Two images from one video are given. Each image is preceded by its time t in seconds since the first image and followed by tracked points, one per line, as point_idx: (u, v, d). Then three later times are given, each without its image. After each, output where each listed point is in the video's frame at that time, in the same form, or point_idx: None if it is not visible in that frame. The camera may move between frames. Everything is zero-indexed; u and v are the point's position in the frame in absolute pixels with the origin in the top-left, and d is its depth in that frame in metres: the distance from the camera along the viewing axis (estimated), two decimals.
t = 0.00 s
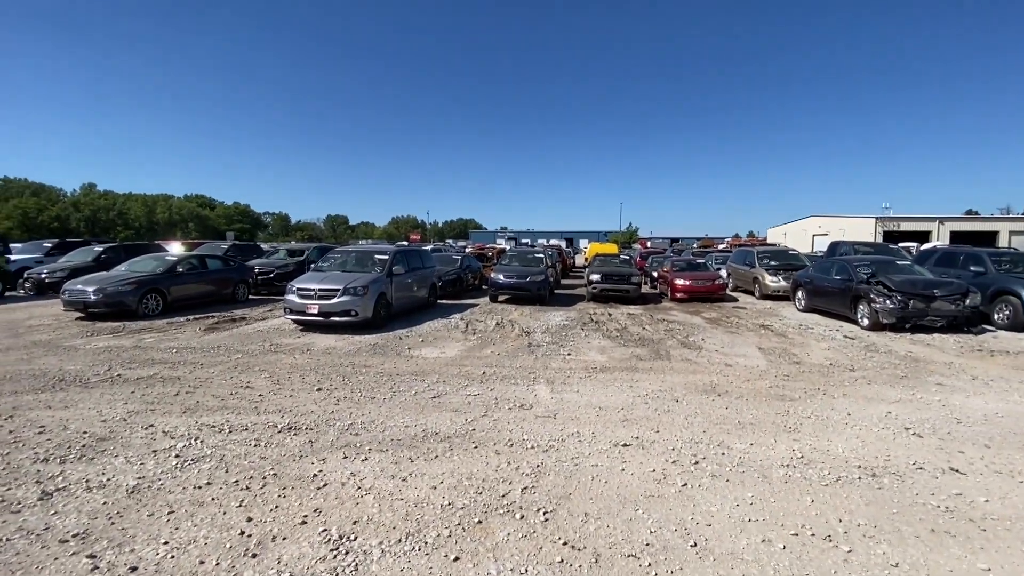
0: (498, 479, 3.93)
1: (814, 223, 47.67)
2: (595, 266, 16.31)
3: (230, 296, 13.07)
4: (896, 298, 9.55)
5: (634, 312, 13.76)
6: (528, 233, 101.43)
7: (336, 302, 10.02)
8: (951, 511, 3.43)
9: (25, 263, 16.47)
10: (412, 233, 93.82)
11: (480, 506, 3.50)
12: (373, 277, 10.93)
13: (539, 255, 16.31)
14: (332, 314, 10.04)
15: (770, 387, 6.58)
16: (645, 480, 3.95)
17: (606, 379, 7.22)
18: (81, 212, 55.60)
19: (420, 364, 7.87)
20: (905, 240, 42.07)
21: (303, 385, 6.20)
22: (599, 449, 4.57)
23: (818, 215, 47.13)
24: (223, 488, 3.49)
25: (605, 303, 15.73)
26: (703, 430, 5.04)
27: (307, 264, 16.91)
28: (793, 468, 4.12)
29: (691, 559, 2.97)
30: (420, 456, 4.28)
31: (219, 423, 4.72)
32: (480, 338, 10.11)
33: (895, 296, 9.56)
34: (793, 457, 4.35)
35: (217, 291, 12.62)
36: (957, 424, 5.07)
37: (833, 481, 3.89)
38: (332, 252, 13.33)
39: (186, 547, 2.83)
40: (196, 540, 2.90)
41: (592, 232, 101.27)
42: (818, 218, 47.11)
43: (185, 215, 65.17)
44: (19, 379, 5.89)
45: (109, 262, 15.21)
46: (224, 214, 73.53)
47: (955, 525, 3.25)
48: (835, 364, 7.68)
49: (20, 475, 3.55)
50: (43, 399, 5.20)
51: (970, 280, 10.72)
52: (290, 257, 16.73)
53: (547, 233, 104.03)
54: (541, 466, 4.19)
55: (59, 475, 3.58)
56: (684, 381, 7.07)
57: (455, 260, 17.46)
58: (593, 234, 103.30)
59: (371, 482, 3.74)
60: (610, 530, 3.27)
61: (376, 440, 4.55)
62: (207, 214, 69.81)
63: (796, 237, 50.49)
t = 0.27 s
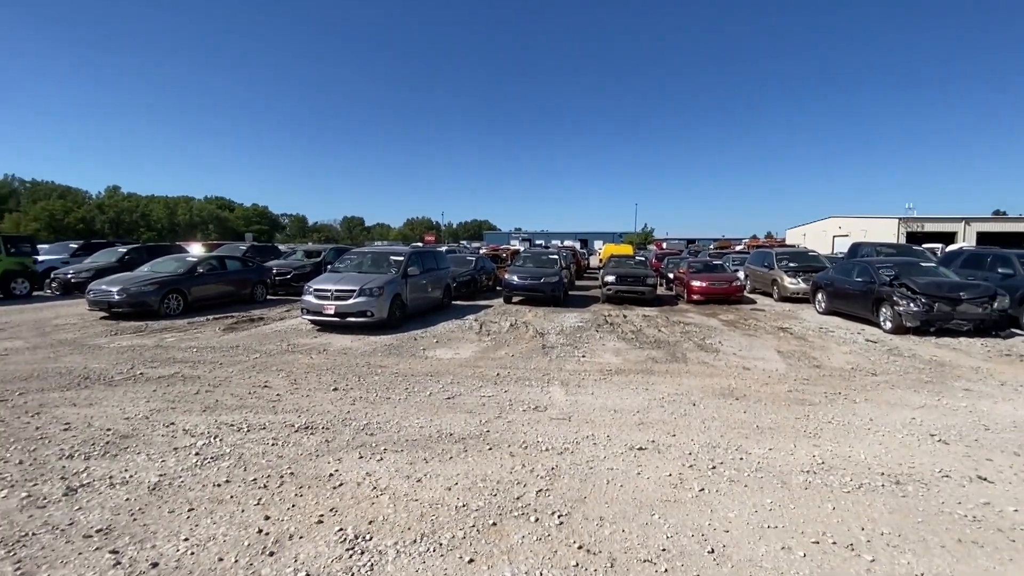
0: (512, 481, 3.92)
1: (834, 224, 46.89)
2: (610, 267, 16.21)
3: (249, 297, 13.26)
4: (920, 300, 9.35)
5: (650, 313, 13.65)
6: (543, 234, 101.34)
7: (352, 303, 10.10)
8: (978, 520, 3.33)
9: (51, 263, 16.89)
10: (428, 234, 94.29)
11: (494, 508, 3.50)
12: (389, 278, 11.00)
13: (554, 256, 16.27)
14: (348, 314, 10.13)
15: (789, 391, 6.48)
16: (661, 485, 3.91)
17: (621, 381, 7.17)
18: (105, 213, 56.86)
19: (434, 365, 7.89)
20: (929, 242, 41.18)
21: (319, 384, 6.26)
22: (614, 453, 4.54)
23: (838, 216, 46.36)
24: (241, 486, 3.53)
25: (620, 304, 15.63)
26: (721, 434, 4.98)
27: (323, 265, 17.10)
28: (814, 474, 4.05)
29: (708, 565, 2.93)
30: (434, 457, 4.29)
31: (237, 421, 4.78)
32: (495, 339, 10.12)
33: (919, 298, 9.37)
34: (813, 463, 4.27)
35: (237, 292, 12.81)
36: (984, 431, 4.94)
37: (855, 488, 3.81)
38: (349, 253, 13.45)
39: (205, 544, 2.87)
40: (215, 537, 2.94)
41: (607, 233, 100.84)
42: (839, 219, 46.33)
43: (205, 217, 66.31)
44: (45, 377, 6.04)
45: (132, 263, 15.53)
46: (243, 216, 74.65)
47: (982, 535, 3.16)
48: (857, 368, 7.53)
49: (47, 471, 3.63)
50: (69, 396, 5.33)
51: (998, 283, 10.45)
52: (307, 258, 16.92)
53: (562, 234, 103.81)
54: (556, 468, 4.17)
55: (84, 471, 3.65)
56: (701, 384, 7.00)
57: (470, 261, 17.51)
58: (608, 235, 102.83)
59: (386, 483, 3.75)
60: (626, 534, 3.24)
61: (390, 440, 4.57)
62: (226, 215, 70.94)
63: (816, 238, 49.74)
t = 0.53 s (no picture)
0: (532, 482, 3.92)
1: (863, 224, 45.79)
2: (631, 268, 16.08)
3: (273, 297, 13.50)
4: (954, 303, 9.08)
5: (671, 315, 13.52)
6: (563, 234, 101.06)
7: (373, 303, 10.21)
8: (1015, 531, 3.22)
9: (86, 263, 17.45)
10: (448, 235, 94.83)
11: (514, 509, 3.50)
12: (409, 278, 11.08)
13: (574, 257, 16.22)
14: (369, 314, 10.24)
15: (816, 395, 6.35)
16: (683, 489, 3.87)
17: (642, 383, 7.11)
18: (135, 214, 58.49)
19: (454, 365, 7.93)
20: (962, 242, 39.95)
21: (341, 383, 6.34)
22: (635, 455, 4.50)
23: (866, 216, 45.25)
24: (266, 482, 3.60)
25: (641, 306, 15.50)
26: (744, 438, 4.91)
27: (346, 265, 17.32)
28: (841, 481, 3.96)
29: (731, 571, 2.88)
30: (454, 456, 4.31)
31: (262, 419, 4.87)
32: (514, 339, 10.12)
33: (954, 301, 9.10)
34: (840, 469, 4.18)
35: (262, 291, 13.05)
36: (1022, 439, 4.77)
37: (885, 496, 3.72)
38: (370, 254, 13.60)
39: (232, 537, 2.93)
40: (241, 532, 3.00)
41: (627, 233, 100.12)
42: (867, 219, 45.23)
43: (231, 218, 67.71)
44: (80, 373, 6.24)
45: (162, 263, 15.94)
46: (268, 217, 76.04)
47: (1019, 547, 3.06)
48: (887, 372, 7.34)
49: (82, 464, 3.75)
50: (102, 392, 5.50)
51: None
52: (330, 258, 17.17)
53: (582, 235, 103.39)
54: (576, 470, 4.16)
55: (117, 464, 3.76)
56: (724, 387, 6.90)
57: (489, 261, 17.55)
58: (629, 236, 102.08)
59: (407, 481, 3.78)
60: (647, 538, 3.21)
61: (411, 440, 4.61)
62: (252, 217, 72.34)
63: (844, 238, 48.64)
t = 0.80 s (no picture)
0: (557, 483, 3.92)
1: (903, 223, 44.24)
2: (658, 268, 15.90)
3: (304, 296, 13.80)
4: (1003, 304, 8.73)
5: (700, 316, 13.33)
6: (589, 234, 100.49)
7: (400, 302, 10.34)
8: None
9: (128, 263, 18.14)
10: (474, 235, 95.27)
11: (540, 508, 3.51)
12: (435, 278, 11.19)
13: (600, 256, 16.12)
14: (397, 313, 10.37)
15: (852, 399, 6.18)
16: (712, 493, 3.82)
17: (670, 385, 7.03)
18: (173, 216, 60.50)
19: (480, 364, 7.98)
20: (1010, 241, 38.25)
21: (369, 381, 6.45)
22: (663, 458, 4.46)
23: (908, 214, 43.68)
24: (298, 476, 3.69)
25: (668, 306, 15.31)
26: (777, 443, 4.82)
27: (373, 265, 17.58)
28: (879, 488, 3.85)
29: None
30: (480, 455, 4.34)
31: (294, 415, 4.99)
32: (539, 339, 10.12)
33: (1003, 302, 8.75)
34: (879, 476, 4.06)
35: (293, 291, 13.35)
36: None
37: (926, 505, 3.60)
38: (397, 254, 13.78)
39: (266, 529, 3.02)
40: (274, 524, 3.08)
41: (655, 233, 98.95)
42: (909, 216, 43.62)
43: (263, 219, 69.41)
44: (123, 368, 6.51)
45: (199, 263, 16.46)
46: (298, 219, 77.67)
47: None
48: (928, 376, 7.10)
49: (126, 455, 3.92)
50: (144, 386, 5.72)
51: None
52: (358, 258, 17.46)
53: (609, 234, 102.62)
54: (602, 472, 4.14)
55: (158, 456, 3.91)
56: (754, 390, 6.77)
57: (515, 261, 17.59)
58: (656, 235, 100.86)
59: (434, 479, 3.83)
60: (675, 542, 3.19)
61: (437, 438, 4.66)
62: (283, 218, 74.02)
63: (883, 237, 47.09)
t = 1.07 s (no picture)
0: (589, 483, 3.91)
1: (960, 219, 42.10)
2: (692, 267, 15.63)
3: (340, 295, 14.11)
4: None
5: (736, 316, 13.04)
6: (622, 232, 99.41)
7: (432, 301, 10.47)
8: None
9: (175, 263, 18.93)
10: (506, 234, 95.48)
11: (572, 509, 3.52)
12: (467, 278, 11.28)
13: (632, 255, 15.95)
14: (429, 312, 10.50)
15: (901, 405, 5.95)
16: (749, 498, 3.75)
17: (705, 387, 6.91)
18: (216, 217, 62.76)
19: (511, 363, 8.01)
20: None
21: (403, 378, 6.57)
22: (697, 461, 4.40)
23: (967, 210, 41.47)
24: (334, 470, 3.80)
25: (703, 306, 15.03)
26: (819, 448, 4.69)
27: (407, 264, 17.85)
28: (931, 499, 3.71)
29: None
30: (511, 454, 4.37)
31: (331, 410, 5.13)
32: (570, 339, 10.09)
33: None
34: (930, 486, 3.91)
35: (329, 289, 13.68)
36: None
37: (982, 518, 3.45)
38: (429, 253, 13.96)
39: (304, 520, 3.12)
40: (312, 515, 3.18)
41: (690, 231, 97.14)
42: (965, 211, 41.47)
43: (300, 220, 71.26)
44: (172, 363, 6.81)
45: (241, 263, 17.03)
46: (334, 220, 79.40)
47: None
48: (985, 382, 6.77)
49: (174, 445, 4.10)
50: (191, 380, 5.98)
51: None
52: (392, 258, 17.75)
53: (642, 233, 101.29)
54: (634, 474, 4.11)
55: (204, 447, 4.09)
56: (793, 393, 6.60)
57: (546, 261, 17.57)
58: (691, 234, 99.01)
59: (466, 476, 3.88)
60: (710, 547, 3.15)
61: (469, 435, 4.71)
62: (320, 219, 75.81)
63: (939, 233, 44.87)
